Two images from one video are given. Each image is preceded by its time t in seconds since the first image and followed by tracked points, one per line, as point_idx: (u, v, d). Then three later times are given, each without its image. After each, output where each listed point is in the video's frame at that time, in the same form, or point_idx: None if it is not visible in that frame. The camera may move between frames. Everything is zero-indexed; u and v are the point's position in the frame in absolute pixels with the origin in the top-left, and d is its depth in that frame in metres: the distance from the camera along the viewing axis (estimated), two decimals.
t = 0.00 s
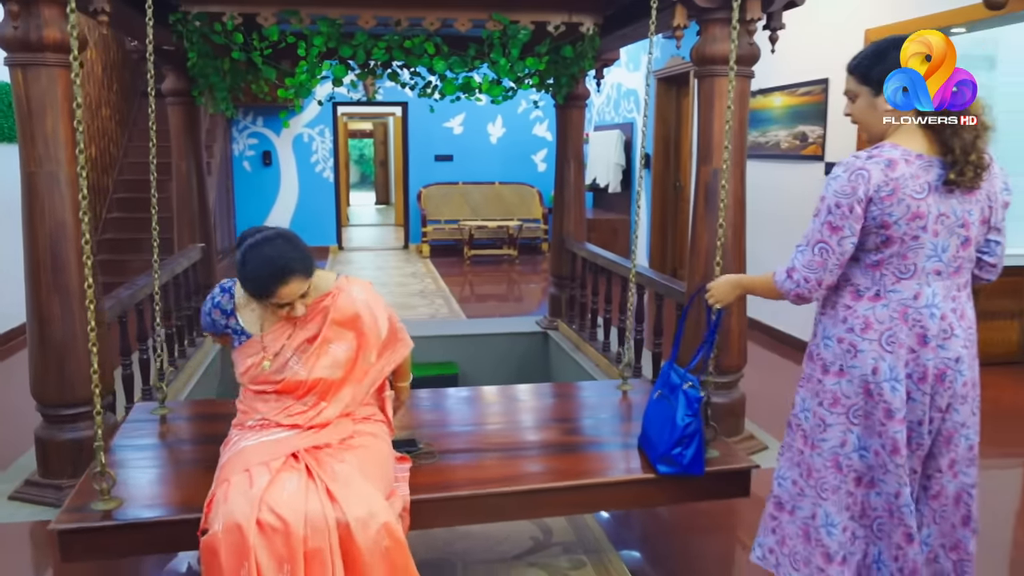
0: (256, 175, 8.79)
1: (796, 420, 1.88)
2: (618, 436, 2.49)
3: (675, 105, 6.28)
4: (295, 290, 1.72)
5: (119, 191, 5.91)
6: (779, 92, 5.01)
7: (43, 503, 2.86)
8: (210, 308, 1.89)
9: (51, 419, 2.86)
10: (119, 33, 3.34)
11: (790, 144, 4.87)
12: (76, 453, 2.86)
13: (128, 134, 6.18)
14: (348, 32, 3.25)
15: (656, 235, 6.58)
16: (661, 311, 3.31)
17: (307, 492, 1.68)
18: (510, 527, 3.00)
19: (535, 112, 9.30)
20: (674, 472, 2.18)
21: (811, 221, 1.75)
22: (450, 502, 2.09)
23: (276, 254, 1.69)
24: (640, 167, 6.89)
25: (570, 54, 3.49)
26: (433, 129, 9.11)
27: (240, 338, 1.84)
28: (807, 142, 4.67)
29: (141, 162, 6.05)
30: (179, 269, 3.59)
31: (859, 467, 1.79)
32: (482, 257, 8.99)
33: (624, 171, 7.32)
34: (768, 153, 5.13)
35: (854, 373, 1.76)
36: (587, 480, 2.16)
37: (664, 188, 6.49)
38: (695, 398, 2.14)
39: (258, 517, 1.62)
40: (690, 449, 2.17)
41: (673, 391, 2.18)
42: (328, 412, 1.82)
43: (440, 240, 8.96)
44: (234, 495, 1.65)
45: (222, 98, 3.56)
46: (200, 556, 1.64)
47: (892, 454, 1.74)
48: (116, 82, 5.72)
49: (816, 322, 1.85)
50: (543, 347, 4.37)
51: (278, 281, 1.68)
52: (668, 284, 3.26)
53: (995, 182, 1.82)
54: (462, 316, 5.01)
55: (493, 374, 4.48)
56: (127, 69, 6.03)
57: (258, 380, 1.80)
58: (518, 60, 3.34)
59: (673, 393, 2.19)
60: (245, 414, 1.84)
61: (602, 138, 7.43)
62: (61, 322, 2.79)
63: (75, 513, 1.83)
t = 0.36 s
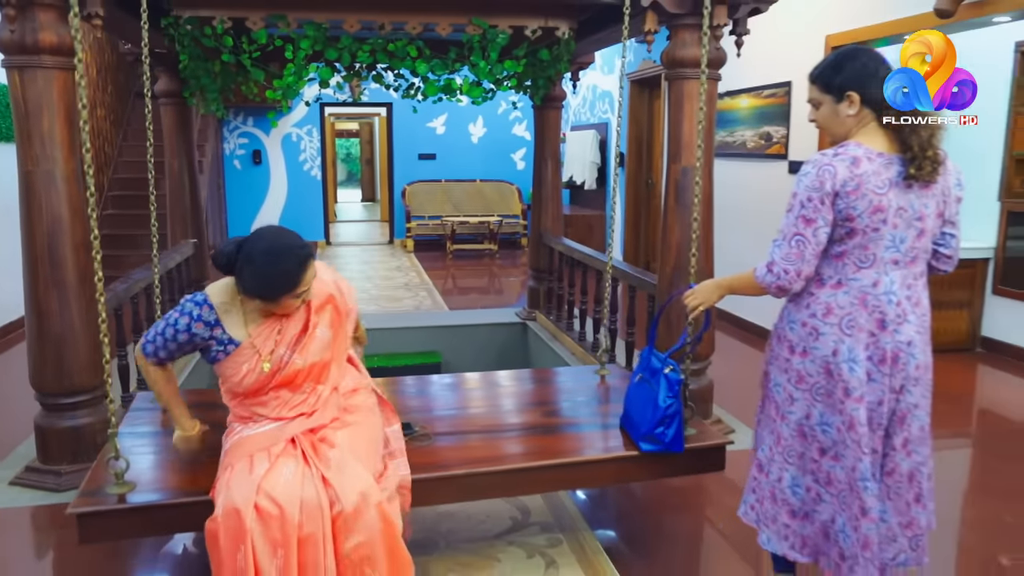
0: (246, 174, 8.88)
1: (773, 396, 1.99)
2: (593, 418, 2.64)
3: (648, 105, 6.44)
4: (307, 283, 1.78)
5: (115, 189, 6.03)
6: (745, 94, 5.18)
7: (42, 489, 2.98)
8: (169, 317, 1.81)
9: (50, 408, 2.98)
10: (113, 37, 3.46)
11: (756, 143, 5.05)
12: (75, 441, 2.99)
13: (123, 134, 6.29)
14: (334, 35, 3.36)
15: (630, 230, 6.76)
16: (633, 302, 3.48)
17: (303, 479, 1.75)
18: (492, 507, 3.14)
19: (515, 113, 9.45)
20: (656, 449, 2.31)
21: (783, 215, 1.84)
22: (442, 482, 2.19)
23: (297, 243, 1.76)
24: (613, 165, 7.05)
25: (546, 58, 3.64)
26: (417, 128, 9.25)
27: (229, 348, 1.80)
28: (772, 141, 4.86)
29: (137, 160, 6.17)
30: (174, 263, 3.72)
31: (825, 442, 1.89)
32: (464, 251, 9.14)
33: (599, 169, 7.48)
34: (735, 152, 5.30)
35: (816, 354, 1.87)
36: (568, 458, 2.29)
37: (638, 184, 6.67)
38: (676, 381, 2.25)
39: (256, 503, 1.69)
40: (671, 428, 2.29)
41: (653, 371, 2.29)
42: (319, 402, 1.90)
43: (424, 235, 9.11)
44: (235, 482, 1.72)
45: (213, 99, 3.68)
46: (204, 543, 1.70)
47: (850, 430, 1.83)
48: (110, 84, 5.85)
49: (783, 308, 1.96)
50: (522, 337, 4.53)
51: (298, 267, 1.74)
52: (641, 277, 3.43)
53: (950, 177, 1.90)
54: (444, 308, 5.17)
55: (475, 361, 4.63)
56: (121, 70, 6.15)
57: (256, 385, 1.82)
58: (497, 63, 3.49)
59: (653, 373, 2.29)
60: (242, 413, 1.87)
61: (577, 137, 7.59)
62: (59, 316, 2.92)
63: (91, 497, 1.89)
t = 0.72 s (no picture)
0: (231, 172, 8.95)
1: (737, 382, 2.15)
2: (570, 408, 2.74)
3: (622, 102, 6.55)
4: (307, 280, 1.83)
5: (102, 187, 6.07)
6: (715, 92, 5.29)
7: (33, 482, 2.97)
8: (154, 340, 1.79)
9: (39, 402, 2.98)
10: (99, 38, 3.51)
11: (725, 140, 5.18)
12: (64, 434, 2.98)
13: (109, 134, 6.34)
14: (315, 36, 3.42)
15: (606, 225, 6.87)
16: (604, 291, 3.61)
17: (309, 467, 1.82)
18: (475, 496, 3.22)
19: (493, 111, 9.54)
20: (642, 439, 2.39)
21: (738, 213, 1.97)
22: (428, 472, 2.27)
23: (291, 238, 1.81)
24: (589, 162, 7.16)
25: (521, 57, 3.75)
26: (397, 126, 9.34)
27: (231, 352, 1.81)
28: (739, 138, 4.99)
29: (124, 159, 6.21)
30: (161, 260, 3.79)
31: (775, 419, 2.05)
32: (444, 246, 9.22)
33: (575, 165, 7.58)
34: (706, 149, 5.42)
35: (766, 337, 2.02)
36: (546, 444, 2.42)
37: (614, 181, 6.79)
38: (662, 374, 2.31)
39: (268, 495, 1.74)
40: (657, 420, 2.37)
41: (640, 364, 2.35)
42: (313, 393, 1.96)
43: (406, 231, 9.18)
44: (243, 477, 1.76)
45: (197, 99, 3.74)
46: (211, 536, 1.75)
47: (795, 406, 1.97)
48: (96, 84, 5.90)
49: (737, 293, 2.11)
50: (501, 329, 4.64)
51: (296, 262, 1.78)
52: (615, 269, 3.52)
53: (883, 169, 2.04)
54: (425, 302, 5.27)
55: (456, 353, 4.74)
56: (106, 70, 6.18)
57: (258, 384, 1.86)
58: (473, 63, 3.59)
59: (640, 366, 2.35)
60: (237, 412, 1.90)
61: (553, 134, 7.70)
62: (47, 311, 2.90)
63: (89, 488, 1.95)
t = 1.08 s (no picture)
0: (230, 161, 8.97)
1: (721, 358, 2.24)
2: (568, 393, 2.77)
3: (618, 89, 6.57)
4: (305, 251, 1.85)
5: (102, 176, 6.10)
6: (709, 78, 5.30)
7: (38, 467, 3.01)
8: (164, 321, 1.82)
9: (43, 389, 3.01)
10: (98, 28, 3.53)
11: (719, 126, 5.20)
12: (68, 420, 3.02)
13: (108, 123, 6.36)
14: (311, 24, 3.44)
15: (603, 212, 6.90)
16: (604, 277, 3.58)
17: (307, 454, 1.84)
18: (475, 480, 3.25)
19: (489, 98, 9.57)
20: (642, 430, 2.31)
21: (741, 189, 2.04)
22: (431, 460, 2.18)
23: (287, 216, 1.84)
24: (585, 149, 7.19)
25: (517, 44, 3.77)
26: (394, 113, 9.36)
27: (239, 336, 1.85)
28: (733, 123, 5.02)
29: (124, 148, 6.23)
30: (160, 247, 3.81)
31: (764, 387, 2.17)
32: (442, 232, 9.25)
33: (572, 152, 7.60)
34: (701, 134, 5.45)
35: (762, 311, 2.12)
36: (550, 428, 2.37)
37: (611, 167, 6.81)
38: (664, 362, 2.26)
39: (263, 481, 1.77)
40: (658, 409, 2.29)
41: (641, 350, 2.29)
42: (317, 379, 2.00)
43: (404, 217, 9.20)
44: (239, 462, 1.79)
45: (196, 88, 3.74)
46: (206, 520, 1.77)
47: (787, 368, 2.16)
48: (95, 74, 5.92)
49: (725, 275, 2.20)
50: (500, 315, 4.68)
51: (294, 237, 1.82)
52: (613, 254, 3.53)
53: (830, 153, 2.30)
54: (423, 288, 5.30)
55: (456, 339, 4.78)
56: (105, 60, 6.19)
57: (264, 369, 1.90)
58: (469, 50, 3.61)
59: (641, 352, 2.29)
60: (240, 396, 1.94)
61: (549, 121, 7.72)
62: (50, 299, 2.93)
63: (91, 473, 1.98)
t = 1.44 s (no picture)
0: (227, 157, 8.97)
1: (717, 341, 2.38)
2: (565, 391, 2.75)
3: (615, 87, 6.57)
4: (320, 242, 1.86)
5: (99, 172, 6.09)
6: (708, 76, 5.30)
7: (31, 463, 3.00)
8: (169, 311, 1.78)
9: (37, 384, 3.00)
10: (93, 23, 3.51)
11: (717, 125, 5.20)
12: (62, 416, 3.01)
13: (105, 119, 6.34)
14: (308, 19, 3.43)
15: (600, 210, 6.90)
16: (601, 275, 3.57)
17: (302, 451, 1.81)
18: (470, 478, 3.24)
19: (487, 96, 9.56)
20: (639, 428, 2.30)
21: (761, 187, 2.15)
22: (427, 458, 2.17)
23: (300, 207, 1.84)
24: (583, 147, 7.19)
25: (515, 41, 3.77)
26: (391, 111, 9.35)
27: (244, 327, 1.83)
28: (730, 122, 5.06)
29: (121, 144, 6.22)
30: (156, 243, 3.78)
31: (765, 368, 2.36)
32: (439, 230, 9.24)
33: (569, 150, 7.60)
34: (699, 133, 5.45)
35: (764, 299, 2.32)
36: (546, 425, 2.36)
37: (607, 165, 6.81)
38: (659, 361, 2.27)
39: (257, 478, 1.74)
40: (654, 408, 2.28)
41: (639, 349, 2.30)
42: (315, 375, 1.99)
43: (401, 215, 9.20)
44: (233, 458, 1.76)
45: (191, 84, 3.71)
46: (199, 516, 1.75)
47: (779, 349, 2.37)
48: (92, 70, 5.90)
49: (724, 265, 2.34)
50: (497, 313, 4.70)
51: (306, 227, 1.82)
52: (609, 253, 3.52)
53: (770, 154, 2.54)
54: (420, 285, 5.29)
55: (452, 337, 4.78)
56: (102, 56, 6.17)
57: (265, 362, 1.89)
58: (467, 47, 3.60)
59: (639, 351, 2.30)
60: (238, 391, 1.92)
61: (547, 119, 7.71)
62: (44, 294, 2.92)
63: (82, 470, 1.96)
